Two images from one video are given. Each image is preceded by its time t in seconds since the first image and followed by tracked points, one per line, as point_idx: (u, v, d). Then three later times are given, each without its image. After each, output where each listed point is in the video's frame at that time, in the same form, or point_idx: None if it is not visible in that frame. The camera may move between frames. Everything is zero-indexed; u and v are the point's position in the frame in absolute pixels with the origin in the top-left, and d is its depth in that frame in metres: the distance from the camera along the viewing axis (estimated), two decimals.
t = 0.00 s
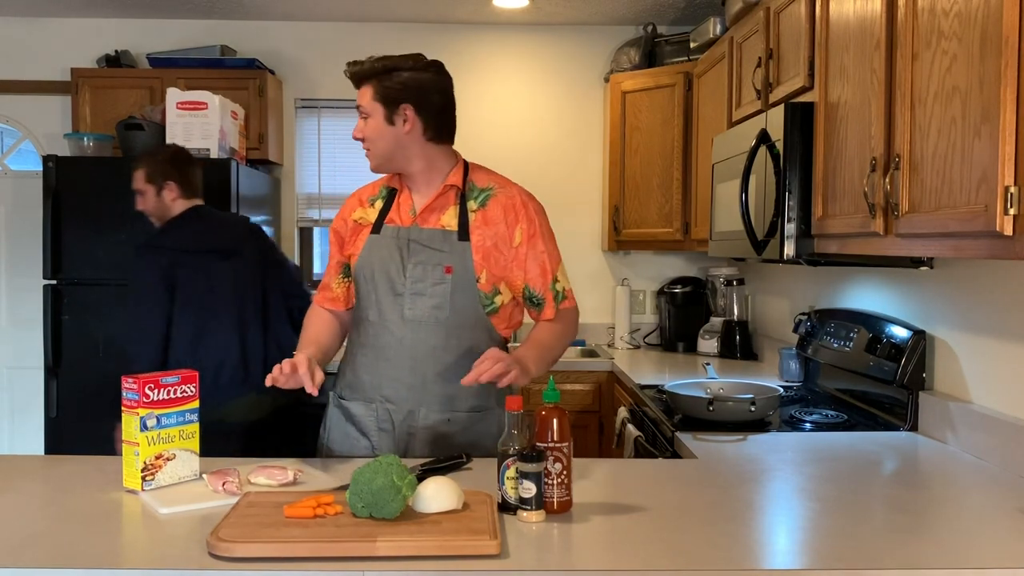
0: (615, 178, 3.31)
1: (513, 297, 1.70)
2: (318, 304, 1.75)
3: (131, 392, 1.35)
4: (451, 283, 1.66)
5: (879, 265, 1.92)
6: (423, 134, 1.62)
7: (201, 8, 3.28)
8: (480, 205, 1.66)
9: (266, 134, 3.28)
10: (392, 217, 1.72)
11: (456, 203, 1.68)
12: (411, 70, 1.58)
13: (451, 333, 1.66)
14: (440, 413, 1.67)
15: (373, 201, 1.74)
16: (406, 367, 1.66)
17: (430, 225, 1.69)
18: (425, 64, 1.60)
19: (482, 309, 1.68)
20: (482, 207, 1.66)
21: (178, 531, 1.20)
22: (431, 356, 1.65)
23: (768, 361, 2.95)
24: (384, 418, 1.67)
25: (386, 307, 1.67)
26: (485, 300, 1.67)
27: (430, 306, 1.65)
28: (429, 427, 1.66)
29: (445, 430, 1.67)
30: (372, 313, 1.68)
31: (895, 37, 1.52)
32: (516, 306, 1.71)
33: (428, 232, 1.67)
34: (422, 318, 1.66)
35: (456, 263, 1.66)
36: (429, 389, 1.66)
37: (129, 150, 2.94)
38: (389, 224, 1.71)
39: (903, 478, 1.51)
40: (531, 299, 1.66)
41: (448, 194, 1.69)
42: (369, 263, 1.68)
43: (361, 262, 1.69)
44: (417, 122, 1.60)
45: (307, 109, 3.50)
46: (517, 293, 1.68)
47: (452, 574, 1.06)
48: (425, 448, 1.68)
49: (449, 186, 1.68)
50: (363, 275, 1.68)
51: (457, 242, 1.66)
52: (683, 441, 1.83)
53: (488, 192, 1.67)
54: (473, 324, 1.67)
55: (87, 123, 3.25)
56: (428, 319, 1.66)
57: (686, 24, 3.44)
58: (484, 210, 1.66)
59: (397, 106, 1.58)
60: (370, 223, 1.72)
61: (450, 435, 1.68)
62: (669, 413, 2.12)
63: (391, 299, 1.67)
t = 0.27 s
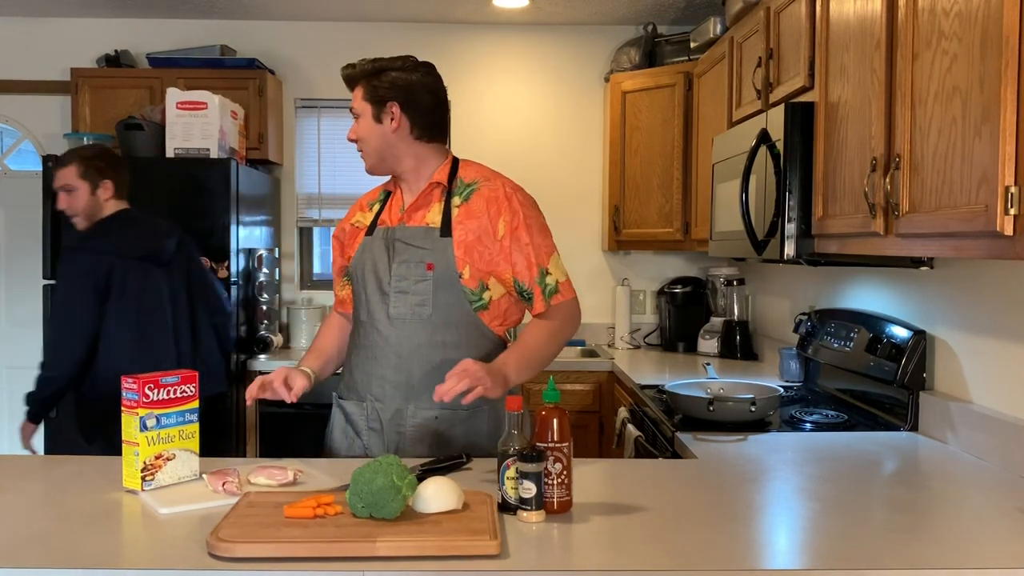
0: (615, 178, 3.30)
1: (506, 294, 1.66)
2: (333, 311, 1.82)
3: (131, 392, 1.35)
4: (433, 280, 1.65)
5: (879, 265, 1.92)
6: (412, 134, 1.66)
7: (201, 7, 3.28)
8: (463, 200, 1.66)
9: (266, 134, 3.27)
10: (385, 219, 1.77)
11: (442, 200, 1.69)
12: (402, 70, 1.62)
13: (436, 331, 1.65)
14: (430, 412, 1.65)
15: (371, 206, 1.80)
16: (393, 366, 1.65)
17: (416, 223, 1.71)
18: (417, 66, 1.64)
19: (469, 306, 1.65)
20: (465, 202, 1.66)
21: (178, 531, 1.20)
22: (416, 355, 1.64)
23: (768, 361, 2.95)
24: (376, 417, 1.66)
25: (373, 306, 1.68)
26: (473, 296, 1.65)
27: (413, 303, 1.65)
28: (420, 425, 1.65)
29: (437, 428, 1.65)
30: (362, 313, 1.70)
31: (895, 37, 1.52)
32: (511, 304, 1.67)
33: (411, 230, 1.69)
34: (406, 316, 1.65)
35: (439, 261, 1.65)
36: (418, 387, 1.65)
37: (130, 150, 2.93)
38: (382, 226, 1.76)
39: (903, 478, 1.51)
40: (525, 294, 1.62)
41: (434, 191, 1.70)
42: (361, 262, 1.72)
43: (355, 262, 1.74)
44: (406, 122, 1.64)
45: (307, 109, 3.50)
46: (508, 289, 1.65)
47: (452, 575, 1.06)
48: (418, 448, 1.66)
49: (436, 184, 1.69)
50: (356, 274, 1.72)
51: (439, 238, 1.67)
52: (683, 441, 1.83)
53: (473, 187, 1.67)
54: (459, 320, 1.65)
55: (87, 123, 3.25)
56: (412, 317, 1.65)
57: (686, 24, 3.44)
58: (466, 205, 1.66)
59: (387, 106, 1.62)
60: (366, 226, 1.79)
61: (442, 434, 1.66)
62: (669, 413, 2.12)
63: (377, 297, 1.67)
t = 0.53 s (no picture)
0: (615, 178, 3.30)
1: (506, 294, 1.66)
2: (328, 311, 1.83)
3: (132, 392, 1.36)
4: (433, 280, 1.65)
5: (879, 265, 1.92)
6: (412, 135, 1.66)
7: (201, 8, 3.28)
8: (464, 200, 1.66)
9: (266, 134, 3.27)
10: (382, 218, 1.76)
11: (442, 200, 1.69)
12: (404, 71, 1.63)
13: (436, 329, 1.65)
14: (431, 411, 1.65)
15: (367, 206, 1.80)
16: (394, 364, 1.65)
17: (414, 224, 1.70)
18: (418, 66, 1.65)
19: (468, 306, 1.65)
20: (465, 202, 1.66)
21: (178, 531, 1.20)
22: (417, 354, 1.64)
23: (768, 361, 2.95)
24: (376, 416, 1.66)
25: (372, 306, 1.67)
26: (472, 297, 1.65)
27: (413, 303, 1.64)
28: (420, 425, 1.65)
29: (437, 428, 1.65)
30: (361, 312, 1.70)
31: (895, 37, 1.52)
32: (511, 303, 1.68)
33: (410, 229, 1.69)
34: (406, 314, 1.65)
35: (439, 261, 1.65)
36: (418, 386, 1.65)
37: (130, 150, 2.92)
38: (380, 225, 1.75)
39: (903, 478, 1.51)
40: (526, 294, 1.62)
41: (434, 191, 1.70)
42: (359, 262, 1.71)
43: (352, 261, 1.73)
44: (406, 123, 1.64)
45: (307, 109, 3.50)
46: (507, 289, 1.65)
47: (452, 575, 1.06)
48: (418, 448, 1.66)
49: (434, 184, 1.69)
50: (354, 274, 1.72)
51: (438, 238, 1.67)
52: (683, 441, 1.83)
53: (472, 187, 1.67)
54: (459, 319, 1.65)
55: (87, 123, 3.25)
56: (412, 316, 1.65)
57: (686, 24, 3.44)
58: (466, 205, 1.66)
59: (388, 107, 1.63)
60: (362, 226, 1.79)
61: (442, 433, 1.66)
62: (669, 413, 2.12)
63: (377, 296, 1.67)
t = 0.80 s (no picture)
0: (615, 178, 3.31)
1: (508, 297, 1.70)
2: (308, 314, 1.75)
3: (132, 392, 1.36)
4: (441, 285, 1.65)
5: (879, 265, 1.92)
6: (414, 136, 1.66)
7: (201, 7, 3.28)
8: (467, 203, 1.67)
9: (266, 134, 3.27)
10: (381, 221, 1.73)
11: (444, 203, 1.69)
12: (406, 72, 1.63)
13: (443, 333, 1.65)
14: (434, 412, 1.66)
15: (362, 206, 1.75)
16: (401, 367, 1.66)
17: (418, 227, 1.70)
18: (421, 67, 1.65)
19: (474, 308, 1.66)
20: (468, 204, 1.67)
21: (178, 531, 1.20)
22: (424, 357, 1.65)
23: (768, 361, 2.95)
24: (379, 418, 1.67)
25: (378, 310, 1.66)
26: (479, 300, 1.66)
27: (421, 307, 1.64)
28: (424, 427, 1.66)
29: (440, 429, 1.67)
30: (365, 316, 1.68)
31: (895, 37, 1.52)
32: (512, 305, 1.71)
33: (416, 232, 1.68)
34: (414, 318, 1.65)
35: (446, 263, 1.65)
36: (424, 389, 1.65)
37: (130, 150, 2.92)
38: (379, 228, 1.71)
39: (903, 478, 1.51)
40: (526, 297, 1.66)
41: (435, 194, 1.70)
42: (363, 265, 1.68)
43: (355, 263, 1.69)
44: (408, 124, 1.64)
45: (307, 109, 3.50)
46: (509, 291, 1.68)
47: (452, 574, 1.06)
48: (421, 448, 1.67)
49: (436, 186, 1.69)
50: (358, 277, 1.68)
51: (445, 243, 1.66)
52: (683, 441, 1.83)
53: (474, 190, 1.68)
54: (466, 323, 1.66)
55: (87, 123, 3.25)
56: (419, 321, 1.65)
57: (686, 24, 3.44)
58: (471, 207, 1.67)
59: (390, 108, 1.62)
60: (360, 226, 1.73)
61: (445, 434, 1.67)
62: (669, 413, 2.12)
63: (385, 300, 1.66)
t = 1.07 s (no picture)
0: (615, 178, 3.30)
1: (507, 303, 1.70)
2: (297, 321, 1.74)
3: (130, 391, 1.36)
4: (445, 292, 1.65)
5: (879, 264, 1.92)
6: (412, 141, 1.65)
7: (201, 7, 3.27)
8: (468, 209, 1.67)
9: (266, 135, 3.27)
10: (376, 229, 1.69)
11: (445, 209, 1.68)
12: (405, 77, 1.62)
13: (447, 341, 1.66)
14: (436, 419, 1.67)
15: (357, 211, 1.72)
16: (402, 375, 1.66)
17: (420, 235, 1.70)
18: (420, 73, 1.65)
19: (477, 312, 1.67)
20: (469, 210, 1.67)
21: (177, 531, 1.20)
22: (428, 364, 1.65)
23: (768, 361, 2.95)
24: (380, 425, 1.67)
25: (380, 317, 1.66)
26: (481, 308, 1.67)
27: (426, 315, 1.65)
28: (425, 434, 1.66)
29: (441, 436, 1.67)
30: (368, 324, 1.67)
31: (895, 37, 1.52)
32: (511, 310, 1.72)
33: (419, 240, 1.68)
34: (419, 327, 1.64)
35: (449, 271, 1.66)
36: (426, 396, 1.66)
37: (130, 150, 2.92)
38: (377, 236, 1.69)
39: (903, 478, 1.51)
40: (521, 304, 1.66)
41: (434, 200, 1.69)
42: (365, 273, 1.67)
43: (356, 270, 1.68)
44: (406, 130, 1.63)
45: (307, 109, 3.50)
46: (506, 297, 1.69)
47: (452, 575, 1.06)
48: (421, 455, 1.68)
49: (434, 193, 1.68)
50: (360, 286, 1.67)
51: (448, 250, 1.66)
52: (684, 441, 1.83)
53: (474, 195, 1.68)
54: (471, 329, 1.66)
55: (87, 123, 3.25)
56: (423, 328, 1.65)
57: (686, 24, 3.44)
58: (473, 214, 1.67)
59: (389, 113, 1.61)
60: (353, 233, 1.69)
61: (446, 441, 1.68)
62: (669, 413, 2.12)
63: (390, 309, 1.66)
